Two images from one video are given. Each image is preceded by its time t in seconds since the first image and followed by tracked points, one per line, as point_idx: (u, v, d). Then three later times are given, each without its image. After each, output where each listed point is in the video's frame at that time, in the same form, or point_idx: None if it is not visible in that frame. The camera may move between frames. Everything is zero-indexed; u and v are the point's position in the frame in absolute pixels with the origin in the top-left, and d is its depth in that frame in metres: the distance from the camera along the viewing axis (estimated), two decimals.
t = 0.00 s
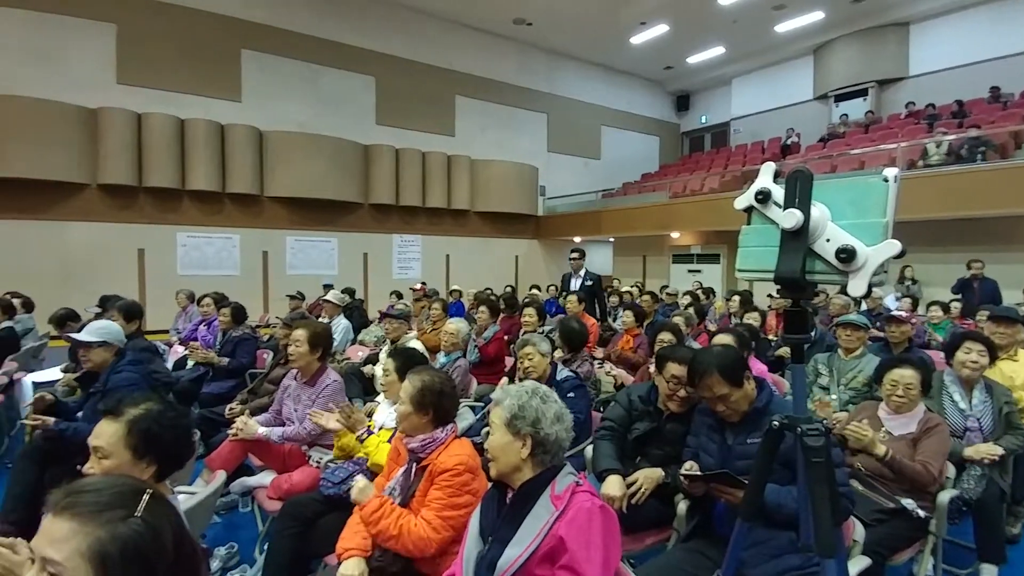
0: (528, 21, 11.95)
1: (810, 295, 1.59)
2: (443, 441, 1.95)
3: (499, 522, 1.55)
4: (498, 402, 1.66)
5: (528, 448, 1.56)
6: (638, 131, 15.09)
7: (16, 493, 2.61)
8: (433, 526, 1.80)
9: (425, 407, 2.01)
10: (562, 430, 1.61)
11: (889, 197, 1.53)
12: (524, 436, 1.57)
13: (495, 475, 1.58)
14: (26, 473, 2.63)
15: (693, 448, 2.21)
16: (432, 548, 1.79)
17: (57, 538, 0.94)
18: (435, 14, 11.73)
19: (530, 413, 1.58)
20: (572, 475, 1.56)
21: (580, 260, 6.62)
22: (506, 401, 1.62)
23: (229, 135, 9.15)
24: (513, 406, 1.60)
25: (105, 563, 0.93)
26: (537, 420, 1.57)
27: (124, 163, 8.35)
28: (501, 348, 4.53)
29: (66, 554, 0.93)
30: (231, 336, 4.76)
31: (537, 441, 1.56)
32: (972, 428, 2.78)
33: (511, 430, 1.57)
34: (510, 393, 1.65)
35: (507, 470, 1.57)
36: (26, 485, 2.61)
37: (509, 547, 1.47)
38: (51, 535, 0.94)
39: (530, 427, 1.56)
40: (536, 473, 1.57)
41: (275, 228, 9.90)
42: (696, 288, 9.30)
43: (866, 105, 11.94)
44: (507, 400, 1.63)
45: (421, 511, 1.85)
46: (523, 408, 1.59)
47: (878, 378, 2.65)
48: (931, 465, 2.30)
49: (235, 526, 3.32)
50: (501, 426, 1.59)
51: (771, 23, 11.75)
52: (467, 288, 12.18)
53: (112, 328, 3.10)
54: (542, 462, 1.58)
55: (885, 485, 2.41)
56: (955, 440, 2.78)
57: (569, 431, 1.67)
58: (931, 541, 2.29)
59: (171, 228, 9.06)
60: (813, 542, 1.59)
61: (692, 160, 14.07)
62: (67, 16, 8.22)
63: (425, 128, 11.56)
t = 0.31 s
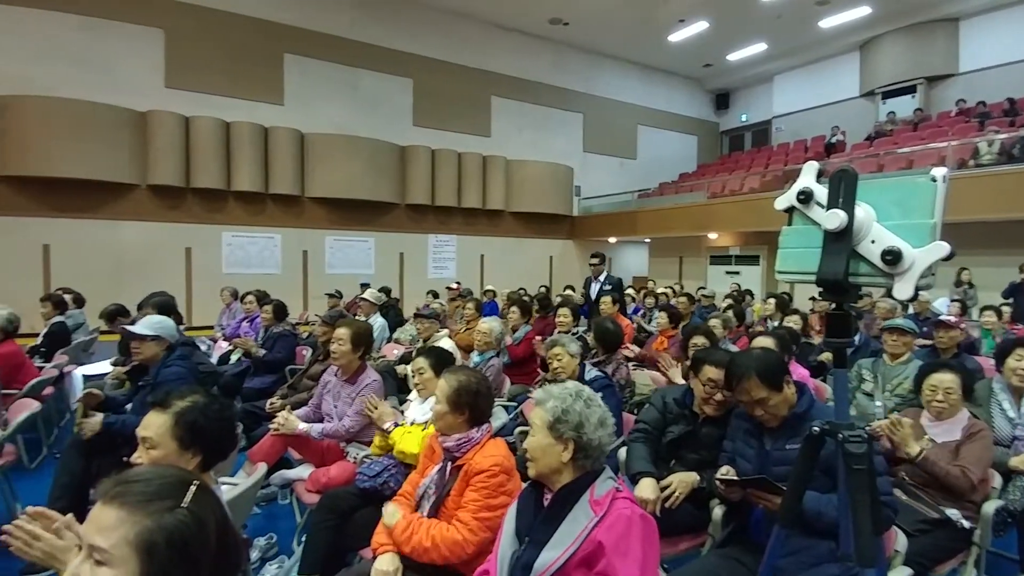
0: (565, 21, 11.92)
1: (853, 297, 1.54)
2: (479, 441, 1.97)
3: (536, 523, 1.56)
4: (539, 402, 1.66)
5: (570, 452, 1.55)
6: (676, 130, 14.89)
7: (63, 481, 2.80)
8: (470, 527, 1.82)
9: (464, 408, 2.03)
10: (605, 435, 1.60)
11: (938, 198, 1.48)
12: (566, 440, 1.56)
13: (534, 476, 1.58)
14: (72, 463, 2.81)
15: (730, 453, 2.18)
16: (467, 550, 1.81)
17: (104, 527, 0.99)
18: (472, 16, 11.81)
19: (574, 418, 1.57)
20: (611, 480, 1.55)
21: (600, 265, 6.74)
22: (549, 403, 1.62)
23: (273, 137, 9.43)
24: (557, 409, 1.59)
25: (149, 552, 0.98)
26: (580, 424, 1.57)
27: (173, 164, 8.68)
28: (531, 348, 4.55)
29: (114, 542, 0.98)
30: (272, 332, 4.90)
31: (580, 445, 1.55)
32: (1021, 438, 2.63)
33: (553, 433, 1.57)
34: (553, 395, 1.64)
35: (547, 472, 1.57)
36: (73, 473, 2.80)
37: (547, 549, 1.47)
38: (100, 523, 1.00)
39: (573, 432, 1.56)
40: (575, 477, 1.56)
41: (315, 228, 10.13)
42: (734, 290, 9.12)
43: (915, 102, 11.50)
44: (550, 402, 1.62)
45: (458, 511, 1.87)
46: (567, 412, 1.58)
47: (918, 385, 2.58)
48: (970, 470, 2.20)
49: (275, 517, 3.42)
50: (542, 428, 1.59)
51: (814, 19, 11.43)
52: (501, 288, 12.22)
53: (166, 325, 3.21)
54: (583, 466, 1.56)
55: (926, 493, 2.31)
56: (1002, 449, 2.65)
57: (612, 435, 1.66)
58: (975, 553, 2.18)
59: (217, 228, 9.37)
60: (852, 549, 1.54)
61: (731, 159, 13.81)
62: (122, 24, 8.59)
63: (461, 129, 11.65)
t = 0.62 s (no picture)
0: (596, 20, 11.87)
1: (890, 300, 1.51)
2: (507, 439, 1.99)
3: (563, 522, 1.57)
4: (567, 402, 1.67)
5: (596, 451, 1.56)
6: (709, 130, 14.67)
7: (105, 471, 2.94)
8: (498, 526, 1.84)
9: (494, 406, 2.06)
10: (632, 435, 1.60)
11: (977, 198, 1.44)
12: (593, 439, 1.57)
13: (561, 475, 1.60)
14: (114, 454, 2.94)
15: (762, 457, 2.16)
16: (497, 548, 1.83)
17: (145, 515, 1.04)
18: (503, 17, 11.84)
19: (601, 416, 1.58)
20: (638, 481, 1.56)
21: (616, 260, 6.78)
22: (576, 402, 1.64)
23: (307, 139, 9.63)
24: (584, 407, 1.61)
25: (187, 541, 1.03)
26: (607, 423, 1.58)
27: (213, 166, 8.95)
28: (560, 349, 4.55)
29: (154, 530, 1.03)
30: (306, 330, 5.01)
31: (606, 445, 1.56)
32: None
33: (580, 432, 1.58)
34: (581, 394, 1.66)
35: (573, 471, 1.58)
36: (115, 464, 2.93)
37: (574, 548, 1.49)
38: (141, 512, 1.05)
39: (600, 430, 1.57)
40: (602, 476, 1.57)
41: (348, 228, 10.31)
42: (768, 292, 8.95)
43: (954, 101, 11.12)
44: (577, 401, 1.64)
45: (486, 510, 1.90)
46: (594, 411, 1.59)
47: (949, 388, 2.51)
48: (1007, 481, 2.16)
49: (308, 511, 3.50)
50: (570, 427, 1.60)
51: (851, 15, 11.14)
52: (529, 288, 12.24)
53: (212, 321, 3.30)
54: (609, 465, 1.57)
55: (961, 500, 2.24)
56: None
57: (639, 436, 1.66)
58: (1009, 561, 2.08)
59: (253, 227, 9.62)
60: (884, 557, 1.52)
61: (766, 158, 13.55)
62: (164, 30, 8.88)
63: (491, 129, 11.70)
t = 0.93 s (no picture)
0: (618, 19, 11.81)
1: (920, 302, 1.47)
2: (523, 435, 1.99)
3: (579, 520, 1.57)
4: (579, 402, 1.67)
5: (608, 450, 1.55)
6: (733, 129, 14.48)
7: (136, 464, 3.02)
8: (517, 518, 1.84)
9: (509, 403, 2.06)
10: (643, 432, 1.59)
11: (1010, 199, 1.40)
12: (604, 437, 1.56)
13: (575, 475, 1.59)
14: (145, 447, 3.03)
15: (786, 462, 2.12)
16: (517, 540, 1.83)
17: (174, 507, 1.06)
18: (525, 17, 11.84)
19: (611, 414, 1.57)
20: (652, 478, 1.55)
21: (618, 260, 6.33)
22: (587, 402, 1.63)
23: (331, 140, 9.75)
24: (594, 406, 1.60)
25: (214, 532, 1.05)
26: (618, 421, 1.57)
27: (240, 167, 9.11)
28: (580, 349, 4.54)
29: (183, 521, 1.06)
30: (328, 329, 5.07)
31: (618, 443, 1.55)
32: None
33: (591, 430, 1.57)
34: (592, 394, 1.65)
35: (587, 471, 1.57)
36: (145, 457, 3.01)
37: (589, 545, 1.48)
38: (170, 504, 1.07)
39: (610, 429, 1.56)
40: (616, 474, 1.56)
41: (370, 228, 10.41)
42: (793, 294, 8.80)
43: (987, 98, 10.80)
44: (588, 400, 1.63)
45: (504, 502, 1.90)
46: (604, 409, 1.58)
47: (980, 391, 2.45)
48: None
49: (330, 506, 3.55)
50: (582, 426, 1.60)
51: (880, 11, 10.90)
52: (550, 288, 12.22)
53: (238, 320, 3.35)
54: (622, 463, 1.56)
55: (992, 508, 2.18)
56: None
57: (650, 434, 1.65)
58: None
59: (278, 227, 9.77)
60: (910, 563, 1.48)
61: (792, 157, 13.34)
62: (193, 33, 9.06)
63: (513, 130, 11.71)
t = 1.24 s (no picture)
0: (628, 18, 11.75)
1: (936, 303, 1.44)
2: (532, 436, 1.97)
3: (585, 519, 1.55)
4: (585, 401, 1.64)
5: (614, 448, 1.53)
6: (743, 128, 14.39)
7: (149, 460, 3.03)
8: (522, 522, 1.82)
9: (518, 403, 2.04)
10: (649, 431, 1.56)
11: None
12: (610, 436, 1.53)
13: (581, 475, 1.56)
14: (158, 443, 3.03)
15: (796, 465, 2.08)
16: (521, 543, 1.82)
17: (185, 503, 1.05)
18: (535, 16, 11.81)
19: (616, 413, 1.55)
20: (659, 478, 1.52)
21: (599, 259, 5.75)
22: (592, 400, 1.60)
23: (340, 140, 9.77)
24: (599, 405, 1.57)
25: (225, 527, 1.04)
26: (623, 420, 1.54)
27: (250, 166, 9.15)
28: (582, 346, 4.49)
29: (195, 516, 1.05)
30: (336, 328, 5.09)
31: (623, 441, 1.53)
32: None
33: (596, 429, 1.55)
34: (597, 394, 1.62)
35: (593, 470, 1.55)
36: (158, 453, 3.01)
37: (594, 544, 1.46)
38: (181, 499, 1.06)
39: (616, 427, 1.53)
40: (621, 473, 1.54)
41: (379, 228, 10.43)
42: (804, 294, 8.72)
43: (1005, 96, 10.62)
44: (594, 399, 1.61)
45: (511, 506, 1.88)
46: (610, 408, 1.56)
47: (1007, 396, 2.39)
48: None
49: (338, 504, 3.54)
50: (588, 425, 1.57)
51: (894, 8, 10.76)
52: (558, 288, 12.19)
53: (244, 317, 3.34)
54: (628, 463, 1.54)
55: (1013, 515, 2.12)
56: None
57: (657, 433, 1.62)
58: None
59: (288, 227, 9.80)
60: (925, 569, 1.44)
61: (803, 156, 13.22)
62: (204, 33, 9.10)
63: (521, 129, 11.69)
